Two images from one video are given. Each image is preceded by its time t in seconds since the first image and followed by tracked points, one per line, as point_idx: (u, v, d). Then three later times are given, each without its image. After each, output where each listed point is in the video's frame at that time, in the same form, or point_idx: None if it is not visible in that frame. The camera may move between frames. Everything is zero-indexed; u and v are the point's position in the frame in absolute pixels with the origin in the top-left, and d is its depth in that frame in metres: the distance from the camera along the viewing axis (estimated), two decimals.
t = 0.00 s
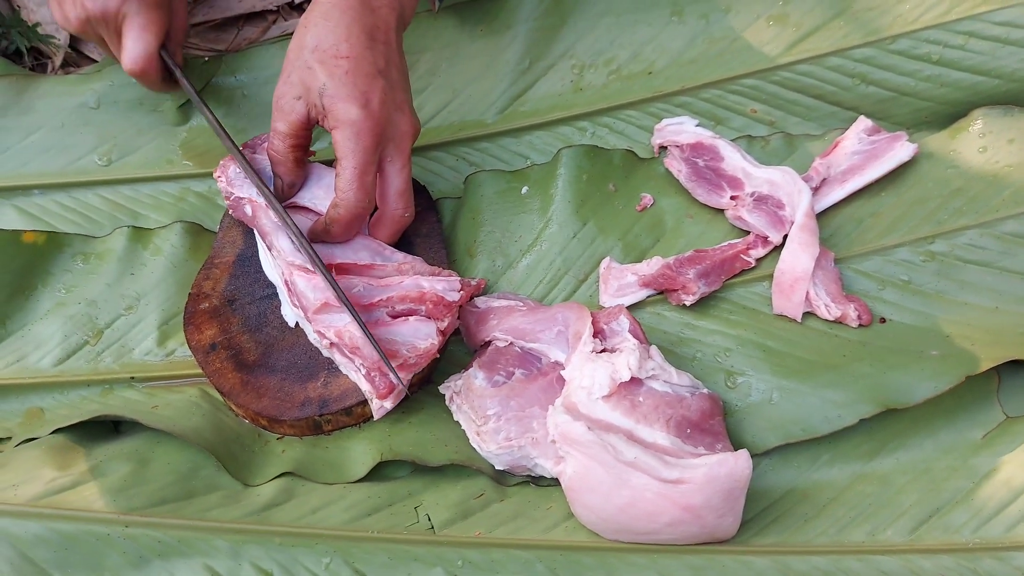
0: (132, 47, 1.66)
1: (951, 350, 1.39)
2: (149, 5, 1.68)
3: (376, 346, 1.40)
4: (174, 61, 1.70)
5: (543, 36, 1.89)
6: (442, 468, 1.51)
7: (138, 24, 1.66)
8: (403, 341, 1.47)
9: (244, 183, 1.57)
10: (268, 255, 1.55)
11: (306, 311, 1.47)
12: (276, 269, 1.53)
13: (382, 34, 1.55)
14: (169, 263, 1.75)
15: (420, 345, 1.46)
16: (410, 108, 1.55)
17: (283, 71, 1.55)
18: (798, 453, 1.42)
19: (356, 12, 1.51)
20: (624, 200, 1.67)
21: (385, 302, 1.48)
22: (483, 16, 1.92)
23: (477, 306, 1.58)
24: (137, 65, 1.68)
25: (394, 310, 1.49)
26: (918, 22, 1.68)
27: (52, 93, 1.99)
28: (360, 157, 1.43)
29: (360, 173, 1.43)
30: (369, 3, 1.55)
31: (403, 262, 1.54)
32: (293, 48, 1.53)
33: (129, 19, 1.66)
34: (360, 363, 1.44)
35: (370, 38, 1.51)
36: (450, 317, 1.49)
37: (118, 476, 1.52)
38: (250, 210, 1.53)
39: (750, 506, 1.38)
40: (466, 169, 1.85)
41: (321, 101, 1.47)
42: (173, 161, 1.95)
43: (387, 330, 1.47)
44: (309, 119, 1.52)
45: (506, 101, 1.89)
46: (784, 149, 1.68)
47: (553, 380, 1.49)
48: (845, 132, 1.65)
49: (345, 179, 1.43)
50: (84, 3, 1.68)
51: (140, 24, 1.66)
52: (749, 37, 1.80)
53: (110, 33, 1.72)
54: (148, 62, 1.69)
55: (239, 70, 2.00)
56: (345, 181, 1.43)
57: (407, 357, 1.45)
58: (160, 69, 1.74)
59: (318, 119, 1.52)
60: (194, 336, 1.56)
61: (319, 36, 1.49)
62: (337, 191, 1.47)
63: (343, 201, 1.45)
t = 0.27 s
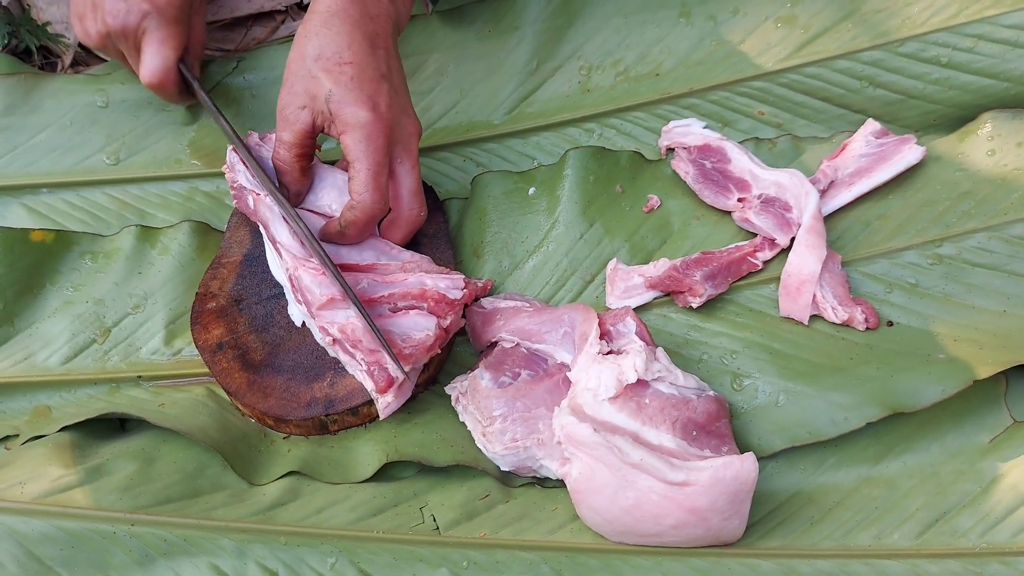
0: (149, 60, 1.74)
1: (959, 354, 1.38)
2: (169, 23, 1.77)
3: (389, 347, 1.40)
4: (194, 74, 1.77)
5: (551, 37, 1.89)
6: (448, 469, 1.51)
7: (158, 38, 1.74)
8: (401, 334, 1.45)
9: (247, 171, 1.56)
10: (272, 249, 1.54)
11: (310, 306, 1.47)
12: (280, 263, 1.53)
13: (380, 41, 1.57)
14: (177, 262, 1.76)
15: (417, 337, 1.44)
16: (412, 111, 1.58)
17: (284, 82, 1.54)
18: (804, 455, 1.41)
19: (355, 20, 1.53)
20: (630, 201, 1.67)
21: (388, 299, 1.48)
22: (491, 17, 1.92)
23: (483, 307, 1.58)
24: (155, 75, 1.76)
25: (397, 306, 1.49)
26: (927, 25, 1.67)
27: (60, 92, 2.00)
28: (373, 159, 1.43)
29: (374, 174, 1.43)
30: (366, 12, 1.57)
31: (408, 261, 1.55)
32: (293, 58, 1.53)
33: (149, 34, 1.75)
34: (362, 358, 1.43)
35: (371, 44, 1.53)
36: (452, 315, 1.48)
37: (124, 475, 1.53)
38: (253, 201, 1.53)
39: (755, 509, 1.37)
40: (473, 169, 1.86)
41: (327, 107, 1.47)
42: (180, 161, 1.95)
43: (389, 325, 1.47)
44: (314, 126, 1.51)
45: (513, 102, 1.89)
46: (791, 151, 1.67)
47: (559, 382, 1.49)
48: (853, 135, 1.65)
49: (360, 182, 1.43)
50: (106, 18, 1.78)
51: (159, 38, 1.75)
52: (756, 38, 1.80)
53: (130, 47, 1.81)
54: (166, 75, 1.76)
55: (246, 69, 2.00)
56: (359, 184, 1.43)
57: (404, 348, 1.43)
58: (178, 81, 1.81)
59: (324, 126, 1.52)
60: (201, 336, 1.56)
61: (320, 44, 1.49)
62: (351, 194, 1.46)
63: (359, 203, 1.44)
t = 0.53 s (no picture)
0: (137, 38, 1.76)
1: (964, 355, 1.38)
2: None
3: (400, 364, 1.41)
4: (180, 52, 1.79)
5: (555, 37, 1.89)
6: (451, 469, 1.51)
7: (146, 16, 1.76)
8: (412, 346, 1.46)
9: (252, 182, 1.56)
10: (278, 256, 1.54)
11: (316, 315, 1.47)
12: (286, 271, 1.52)
13: (385, 41, 1.57)
14: (180, 262, 1.76)
15: (429, 350, 1.45)
16: (417, 112, 1.57)
17: (289, 81, 1.55)
18: (808, 457, 1.41)
19: (359, 20, 1.53)
20: (634, 201, 1.67)
21: (393, 307, 1.48)
22: (494, 17, 1.92)
23: (487, 307, 1.58)
24: (142, 54, 1.78)
25: (403, 314, 1.49)
26: (931, 25, 1.67)
27: (64, 91, 2.00)
28: (374, 160, 1.43)
29: (375, 176, 1.43)
30: (372, 12, 1.57)
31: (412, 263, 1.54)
32: (298, 58, 1.54)
33: (137, 12, 1.76)
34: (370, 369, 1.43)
35: (375, 44, 1.53)
36: (458, 320, 1.48)
37: (128, 474, 1.53)
38: (259, 210, 1.53)
39: (759, 510, 1.37)
40: (476, 169, 1.86)
41: (331, 108, 1.47)
42: (184, 161, 1.96)
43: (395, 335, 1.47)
44: (317, 127, 1.52)
45: (517, 103, 1.89)
46: (795, 151, 1.67)
47: (562, 382, 1.48)
48: (858, 135, 1.64)
49: (361, 183, 1.43)
50: None
51: (146, 16, 1.76)
52: (760, 39, 1.79)
53: (118, 24, 1.82)
54: (152, 52, 1.78)
55: (250, 69, 2.01)
56: (361, 185, 1.43)
57: (416, 362, 1.43)
58: (164, 59, 1.83)
59: (328, 127, 1.52)
60: (204, 335, 1.56)
61: (324, 44, 1.50)
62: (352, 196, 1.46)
63: (360, 204, 1.44)
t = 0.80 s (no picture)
0: (171, 95, 1.71)
1: (964, 355, 1.38)
2: (193, 56, 1.75)
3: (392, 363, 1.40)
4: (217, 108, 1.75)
5: (554, 37, 1.89)
6: (451, 469, 1.51)
7: (181, 72, 1.73)
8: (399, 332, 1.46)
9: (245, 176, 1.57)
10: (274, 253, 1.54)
11: (312, 312, 1.46)
12: (282, 268, 1.52)
13: (381, 44, 1.57)
14: (181, 262, 1.76)
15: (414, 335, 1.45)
16: (414, 114, 1.56)
17: (286, 86, 1.55)
18: (809, 457, 1.41)
19: (355, 24, 1.52)
20: (634, 201, 1.67)
21: (387, 301, 1.48)
22: (494, 17, 1.92)
23: (487, 308, 1.58)
24: (177, 110, 1.73)
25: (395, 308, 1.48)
26: (931, 25, 1.67)
27: (64, 91, 2.00)
28: (372, 163, 1.43)
29: (375, 179, 1.43)
30: (367, 14, 1.56)
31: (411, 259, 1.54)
32: (293, 64, 1.53)
33: (171, 67, 1.73)
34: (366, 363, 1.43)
35: (371, 47, 1.52)
36: (452, 311, 1.48)
37: (128, 474, 1.53)
38: (253, 204, 1.54)
39: (759, 510, 1.37)
40: (476, 169, 1.86)
41: (327, 112, 1.47)
42: (184, 161, 1.96)
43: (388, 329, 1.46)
44: (314, 131, 1.52)
45: (517, 103, 1.89)
46: (795, 151, 1.68)
47: (562, 382, 1.48)
48: (858, 135, 1.64)
49: (359, 187, 1.43)
50: (128, 51, 1.74)
51: (182, 72, 1.73)
52: (760, 39, 1.79)
53: (151, 80, 1.77)
54: (187, 109, 1.74)
55: (250, 69, 2.01)
56: (359, 189, 1.43)
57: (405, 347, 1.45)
58: (199, 115, 1.79)
59: (326, 131, 1.51)
60: (205, 336, 1.56)
61: (320, 48, 1.49)
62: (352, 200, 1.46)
63: (360, 208, 1.44)
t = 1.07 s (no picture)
0: (159, 57, 1.74)
1: (965, 355, 1.37)
2: (181, 20, 1.75)
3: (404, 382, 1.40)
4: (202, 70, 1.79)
5: (555, 37, 1.89)
6: (451, 469, 1.51)
7: (168, 35, 1.74)
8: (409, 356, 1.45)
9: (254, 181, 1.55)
10: (280, 262, 1.53)
11: (317, 322, 1.46)
12: (287, 277, 1.51)
13: (383, 44, 1.57)
14: (181, 263, 1.76)
15: (426, 360, 1.45)
16: (416, 114, 1.56)
17: (289, 86, 1.55)
18: (809, 457, 1.41)
19: (357, 25, 1.53)
20: (634, 202, 1.67)
21: (393, 316, 1.48)
22: (494, 17, 1.92)
23: (487, 308, 1.58)
24: (164, 72, 1.76)
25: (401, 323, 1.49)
26: (931, 26, 1.67)
27: (63, 91, 1.99)
28: (374, 162, 1.43)
29: (376, 178, 1.43)
30: (369, 15, 1.57)
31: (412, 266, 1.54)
32: (296, 65, 1.54)
33: (160, 31, 1.74)
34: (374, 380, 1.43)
35: (373, 47, 1.53)
36: (458, 326, 1.48)
37: (128, 475, 1.53)
38: (262, 211, 1.52)
39: (759, 510, 1.37)
40: (477, 170, 1.86)
41: (329, 111, 1.47)
42: (184, 161, 1.95)
43: (395, 346, 1.45)
44: (316, 131, 1.52)
45: (517, 103, 1.89)
46: (796, 152, 1.68)
47: (563, 382, 1.48)
48: (858, 135, 1.64)
49: (360, 186, 1.43)
50: (119, 11, 1.75)
51: (170, 35, 1.75)
52: (760, 38, 1.79)
53: (142, 42, 1.80)
54: (176, 72, 1.77)
55: (249, 69, 2.01)
56: (361, 188, 1.43)
57: (416, 372, 1.44)
58: (186, 77, 1.82)
59: (328, 131, 1.52)
60: (204, 337, 1.56)
61: (322, 48, 1.49)
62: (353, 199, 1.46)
63: (361, 207, 1.44)
